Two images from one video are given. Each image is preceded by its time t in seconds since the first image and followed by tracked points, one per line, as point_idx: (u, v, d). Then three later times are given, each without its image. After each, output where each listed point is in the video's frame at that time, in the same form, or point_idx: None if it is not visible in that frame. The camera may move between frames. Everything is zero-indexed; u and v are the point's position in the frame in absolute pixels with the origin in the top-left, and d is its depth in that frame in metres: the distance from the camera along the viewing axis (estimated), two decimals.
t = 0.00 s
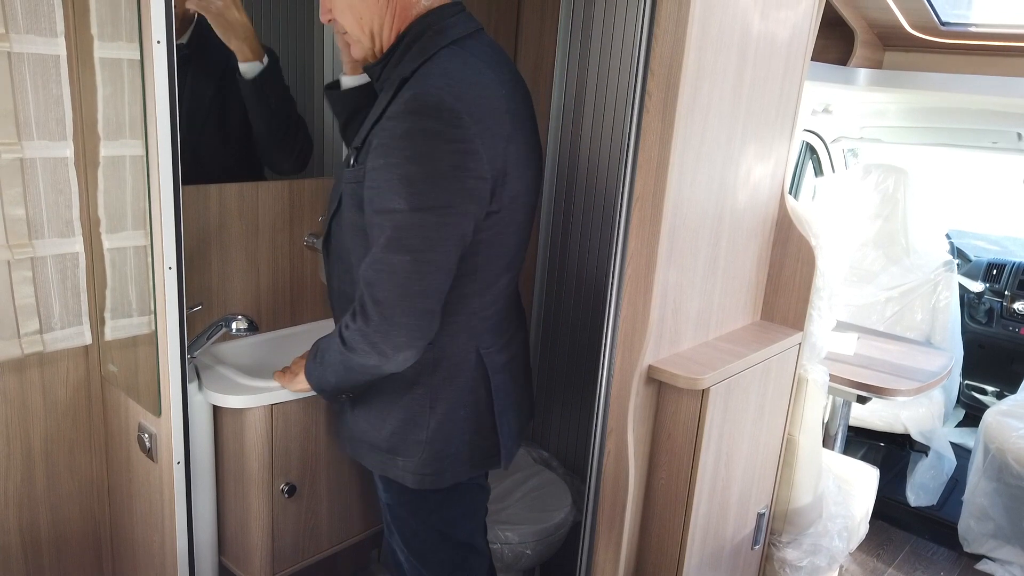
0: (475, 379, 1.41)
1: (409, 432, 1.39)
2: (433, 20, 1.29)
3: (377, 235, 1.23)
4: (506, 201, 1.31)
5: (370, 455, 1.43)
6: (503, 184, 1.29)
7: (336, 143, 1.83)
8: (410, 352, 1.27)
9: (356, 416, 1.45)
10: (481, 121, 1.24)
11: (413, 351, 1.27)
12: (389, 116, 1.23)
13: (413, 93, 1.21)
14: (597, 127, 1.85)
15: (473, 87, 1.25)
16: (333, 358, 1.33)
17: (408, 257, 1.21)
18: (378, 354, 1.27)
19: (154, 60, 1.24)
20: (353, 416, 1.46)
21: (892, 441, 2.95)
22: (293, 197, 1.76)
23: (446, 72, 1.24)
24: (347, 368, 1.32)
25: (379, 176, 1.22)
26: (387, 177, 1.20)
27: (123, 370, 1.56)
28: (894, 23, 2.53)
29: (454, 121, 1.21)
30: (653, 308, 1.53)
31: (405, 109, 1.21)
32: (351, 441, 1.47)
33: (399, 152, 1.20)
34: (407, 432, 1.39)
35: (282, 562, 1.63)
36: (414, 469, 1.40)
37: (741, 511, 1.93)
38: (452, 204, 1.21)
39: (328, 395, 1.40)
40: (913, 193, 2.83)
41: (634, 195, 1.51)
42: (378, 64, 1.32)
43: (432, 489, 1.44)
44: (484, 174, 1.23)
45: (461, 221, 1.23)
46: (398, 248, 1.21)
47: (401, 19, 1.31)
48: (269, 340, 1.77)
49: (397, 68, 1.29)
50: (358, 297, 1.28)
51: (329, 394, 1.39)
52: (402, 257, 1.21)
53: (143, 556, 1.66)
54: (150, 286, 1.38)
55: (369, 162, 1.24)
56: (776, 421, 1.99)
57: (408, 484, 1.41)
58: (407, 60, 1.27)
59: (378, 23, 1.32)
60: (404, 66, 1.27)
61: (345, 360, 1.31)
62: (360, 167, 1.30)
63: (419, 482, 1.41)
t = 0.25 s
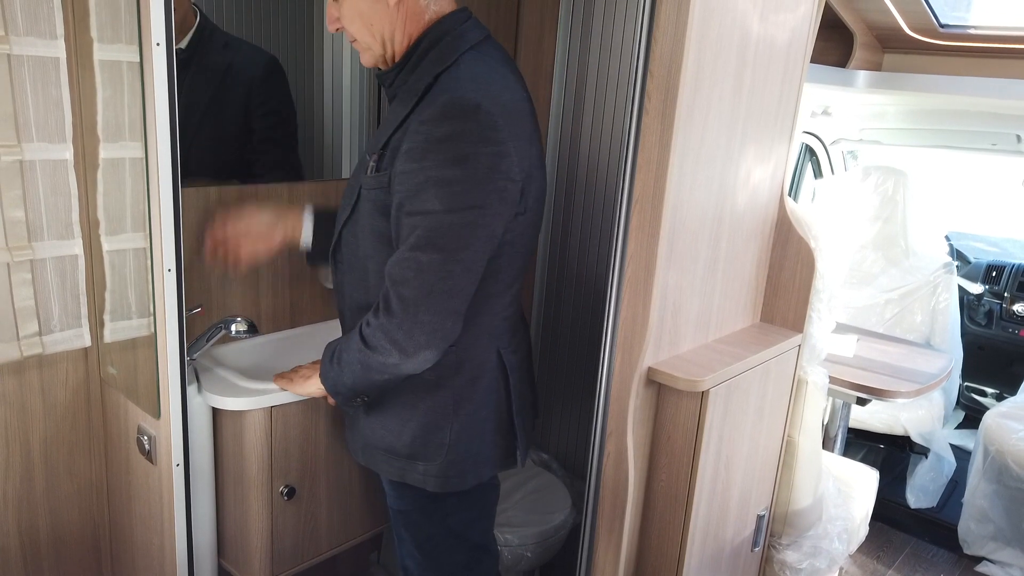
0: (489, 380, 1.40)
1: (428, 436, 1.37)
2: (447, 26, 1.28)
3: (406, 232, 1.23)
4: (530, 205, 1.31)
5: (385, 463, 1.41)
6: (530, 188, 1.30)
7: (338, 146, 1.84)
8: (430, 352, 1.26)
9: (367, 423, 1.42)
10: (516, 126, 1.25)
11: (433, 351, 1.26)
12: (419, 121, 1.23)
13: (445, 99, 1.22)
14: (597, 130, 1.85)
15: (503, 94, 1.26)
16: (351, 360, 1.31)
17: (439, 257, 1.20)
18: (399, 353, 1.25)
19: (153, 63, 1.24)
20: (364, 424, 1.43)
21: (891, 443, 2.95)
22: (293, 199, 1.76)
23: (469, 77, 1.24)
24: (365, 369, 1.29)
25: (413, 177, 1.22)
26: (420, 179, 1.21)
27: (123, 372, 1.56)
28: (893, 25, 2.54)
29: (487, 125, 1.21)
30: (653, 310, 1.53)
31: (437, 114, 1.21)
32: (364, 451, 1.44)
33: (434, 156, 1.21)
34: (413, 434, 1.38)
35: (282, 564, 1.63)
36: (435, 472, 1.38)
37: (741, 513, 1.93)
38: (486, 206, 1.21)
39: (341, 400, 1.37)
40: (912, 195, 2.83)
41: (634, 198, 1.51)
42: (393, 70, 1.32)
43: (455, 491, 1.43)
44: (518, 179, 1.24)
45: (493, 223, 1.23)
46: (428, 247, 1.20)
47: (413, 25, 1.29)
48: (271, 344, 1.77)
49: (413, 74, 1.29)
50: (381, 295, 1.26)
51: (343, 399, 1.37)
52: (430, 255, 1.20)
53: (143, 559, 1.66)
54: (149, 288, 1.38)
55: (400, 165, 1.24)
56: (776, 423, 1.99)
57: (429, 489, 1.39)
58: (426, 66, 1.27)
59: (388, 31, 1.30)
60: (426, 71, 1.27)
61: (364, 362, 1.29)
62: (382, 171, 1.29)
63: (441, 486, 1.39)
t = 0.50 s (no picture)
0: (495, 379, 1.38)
1: (445, 439, 1.36)
2: (456, 28, 1.29)
3: (414, 221, 1.23)
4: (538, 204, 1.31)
5: (400, 470, 1.39)
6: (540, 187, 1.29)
7: (338, 149, 1.84)
8: (427, 341, 1.24)
9: (380, 431, 1.40)
10: (529, 125, 1.25)
11: (433, 342, 1.24)
12: (437, 119, 1.23)
13: (464, 97, 1.22)
14: (596, 133, 1.85)
15: (517, 94, 1.26)
16: (346, 349, 1.29)
17: (446, 247, 1.20)
18: (397, 340, 1.24)
19: (152, 66, 1.24)
20: (377, 431, 1.41)
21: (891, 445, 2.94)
22: (293, 200, 1.76)
23: (480, 78, 1.25)
24: (361, 358, 1.28)
25: (428, 172, 1.21)
26: (433, 173, 1.21)
27: (121, 375, 1.56)
28: (892, 27, 2.54)
29: (501, 125, 1.21)
30: (652, 312, 1.53)
31: (453, 113, 1.21)
32: (375, 458, 1.42)
33: (449, 152, 1.20)
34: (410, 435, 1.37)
35: (281, 567, 1.63)
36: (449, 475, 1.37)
37: (740, 516, 1.93)
38: (498, 199, 1.21)
39: (333, 397, 1.35)
40: (911, 197, 2.83)
41: (632, 200, 1.51)
42: (402, 72, 1.31)
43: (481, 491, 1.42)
44: (528, 176, 1.24)
45: (505, 218, 1.23)
46: (434, 236, 1.20)
47: (420, 27, 1.29)
48: (272, 345, 1.79)
49: (423, 77, 1.29)
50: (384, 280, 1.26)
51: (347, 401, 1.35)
52: (436, 244, 1.20)
53: (141, 562, 1.66)
54: (148, 291, 1.38)
55: (416, 163, 1.23)
56: (775, 425, 1.98)
57: (450, 492, 1.38)
58: (437, 68, 1.27)
59: (395, 34, 1.29)
60: (439, 73, 1.26)
61: (359, 349, 1.28)
62: (397, 171, 1.28)
63: (464, 488, 1.38)
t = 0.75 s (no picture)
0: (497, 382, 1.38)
1: (453, 441, 1.36)
2: (459, 32, 1.29)
3: (417, 216, 1.23)
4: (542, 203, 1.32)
5: (406, 476, 1.37)
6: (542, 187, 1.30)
7: (337, 153, 1.84)
8: (424, 335, 1.23)
9: (387, 438, 1.38)
10: (534, 126, 1.26)
11: (429, 335, 1.24)
12: (445, 118, 1.23)
13: (472, 97, 1.22)
14: (593, 137, 1.86)
15: (522, 95, 1.27)
16: (344, 342, 1.29)
17: (449, 240, 1.21)
18: (393, 331, 1.24)
19: (149, 70, 1.24)
20: (383, 439, 1.38)
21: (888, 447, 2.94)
22: (291, 203, 1.77)
23: (485, 80, 1.26)
24: (358, 351, 1.27)
25: (434, 168, 1.22)
26: (440, 170, 1.21)
27: (118, 378, 1.56)
28: (889, 30, 2.54)
29: (506, 125, 1.22)
30: (648, 315, 1.53)
31: (461, 113, 1.21)
32: (379, 464, 1.40)
33: (457, 149, 1.21)
34: (408, 438, 1.36)
35: (278, 569, 1.63)
36: (454, 479, 1.37)
37: (737, 518, 1.93)
38: (503, 196, 1.22)
39: (327, 395, 1.33)
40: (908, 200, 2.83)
41: (629, 203, 1.51)
42: (403, 75, 1.31)
43: (486, 491, 1.43)
44: (532, 174, 1.25)
45: (510, 215, 1.24)
46: (436, 229, 1.21)
47: (421, 32, 1.29)
48: (269, 349, 1.79)
49: (426, 80, 1.29)
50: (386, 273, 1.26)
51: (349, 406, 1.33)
52: (439, 237, 1.20)
53: (139, 566, 1.66)
54: (145, 294, 1.38)
55: (423, 162, 1.23)
56: (772, 427, 1.98)
57: (459, 493, 1.38)
58: (440, 71, 1.27)
59: (396, 41, 1.30)
60: (444, 75, 1.27)
61: (356, 342, 1.27)
62: (403, 170, 1.28)
63: (472, 487, 1.39)
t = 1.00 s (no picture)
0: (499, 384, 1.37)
1: (460, 441, 1.36)
2: (452, 34, 1.29)
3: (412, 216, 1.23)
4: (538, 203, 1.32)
5: (412, 479, 1.37)
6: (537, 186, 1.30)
7: (333, 155, 1.84)
8: (421, 333, 1.24)
9: (392, 442, 1.37)
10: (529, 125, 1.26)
11: (425, 334, 1.24)
12: (439, 119, 1.23)
13: (466, 99, 1.22)
14: (591, 139, 1.86)
15: (515, 94, 1.27)
16: (342, 342, 1.29)
17: (443, 238, 1.20)
18: (389, 329, 1.24)
19: (147, 71, 1.24)
20: (389, 442, 1.38)
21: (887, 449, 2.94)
22: (289, 204, 1.76)
23: (478, 81, 1.26)
24: (356, 349, 1.27)
25: (429, 168, 1.22)
26: (435, 170, 1.21)
27: (116, 381, 1.56)
28: (887, 32, 2.55)
29: (501, 124, 1.22)
30: (647, 317, 1.53)
31: (457, 113, 1.21)
32: (386, 468, 1.39)
33: (453, 150, 1.21)
34: (406, 440, 1.36)
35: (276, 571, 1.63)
36: (463, 479, 1.37)
37: (736, 520, 1.93)
38: (498, 195, 1.22)
39: (327, 393, 1.33)
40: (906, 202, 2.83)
41: (626, 205, 1.51)
42: (396, 77, 1.30)
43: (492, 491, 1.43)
44: (526, 173, 1.25)
45: (507, 215, 1.24)
46: (431, 228, 1.20)
47: (414, 37, 1.30)
48: (267, 353, 1.77)
49: (418, 81, 1.29)
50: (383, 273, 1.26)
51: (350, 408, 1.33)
52: (433, 236, 1.20)
53: (136, 569, 1.66)
54: (142, 296, 1.38)
55: (418, 163, 1.23)
56: (770, 429, 1.98)
57: (466, 494, 1.38)
58: (434, 72, 1.27)
59: (389, 47, 1.30)
60: (436, 77, 1.27)
61: (354, 341, 1.27)
62: (398, 172, 1.28)
63: (481, 487, 1.39)
